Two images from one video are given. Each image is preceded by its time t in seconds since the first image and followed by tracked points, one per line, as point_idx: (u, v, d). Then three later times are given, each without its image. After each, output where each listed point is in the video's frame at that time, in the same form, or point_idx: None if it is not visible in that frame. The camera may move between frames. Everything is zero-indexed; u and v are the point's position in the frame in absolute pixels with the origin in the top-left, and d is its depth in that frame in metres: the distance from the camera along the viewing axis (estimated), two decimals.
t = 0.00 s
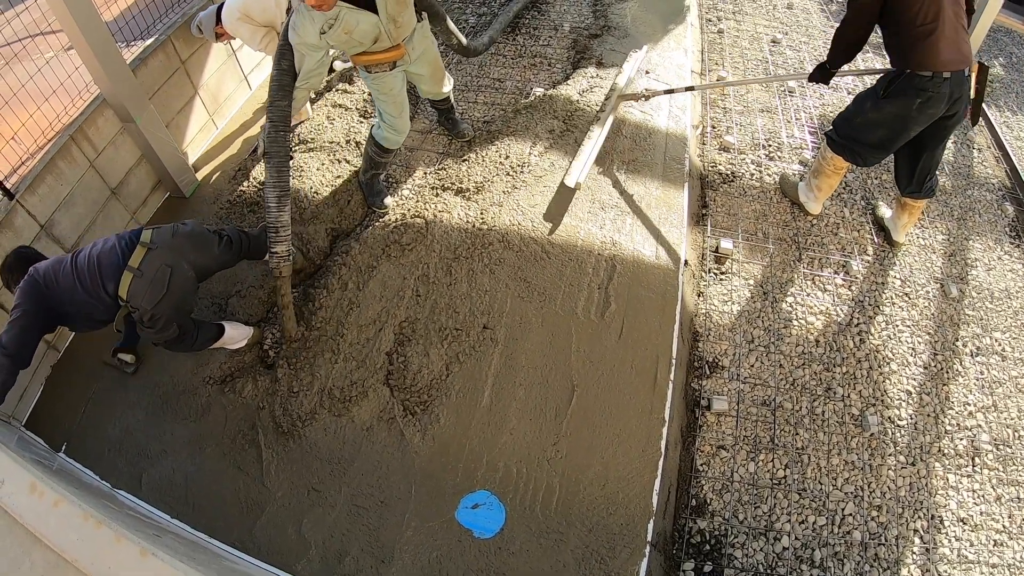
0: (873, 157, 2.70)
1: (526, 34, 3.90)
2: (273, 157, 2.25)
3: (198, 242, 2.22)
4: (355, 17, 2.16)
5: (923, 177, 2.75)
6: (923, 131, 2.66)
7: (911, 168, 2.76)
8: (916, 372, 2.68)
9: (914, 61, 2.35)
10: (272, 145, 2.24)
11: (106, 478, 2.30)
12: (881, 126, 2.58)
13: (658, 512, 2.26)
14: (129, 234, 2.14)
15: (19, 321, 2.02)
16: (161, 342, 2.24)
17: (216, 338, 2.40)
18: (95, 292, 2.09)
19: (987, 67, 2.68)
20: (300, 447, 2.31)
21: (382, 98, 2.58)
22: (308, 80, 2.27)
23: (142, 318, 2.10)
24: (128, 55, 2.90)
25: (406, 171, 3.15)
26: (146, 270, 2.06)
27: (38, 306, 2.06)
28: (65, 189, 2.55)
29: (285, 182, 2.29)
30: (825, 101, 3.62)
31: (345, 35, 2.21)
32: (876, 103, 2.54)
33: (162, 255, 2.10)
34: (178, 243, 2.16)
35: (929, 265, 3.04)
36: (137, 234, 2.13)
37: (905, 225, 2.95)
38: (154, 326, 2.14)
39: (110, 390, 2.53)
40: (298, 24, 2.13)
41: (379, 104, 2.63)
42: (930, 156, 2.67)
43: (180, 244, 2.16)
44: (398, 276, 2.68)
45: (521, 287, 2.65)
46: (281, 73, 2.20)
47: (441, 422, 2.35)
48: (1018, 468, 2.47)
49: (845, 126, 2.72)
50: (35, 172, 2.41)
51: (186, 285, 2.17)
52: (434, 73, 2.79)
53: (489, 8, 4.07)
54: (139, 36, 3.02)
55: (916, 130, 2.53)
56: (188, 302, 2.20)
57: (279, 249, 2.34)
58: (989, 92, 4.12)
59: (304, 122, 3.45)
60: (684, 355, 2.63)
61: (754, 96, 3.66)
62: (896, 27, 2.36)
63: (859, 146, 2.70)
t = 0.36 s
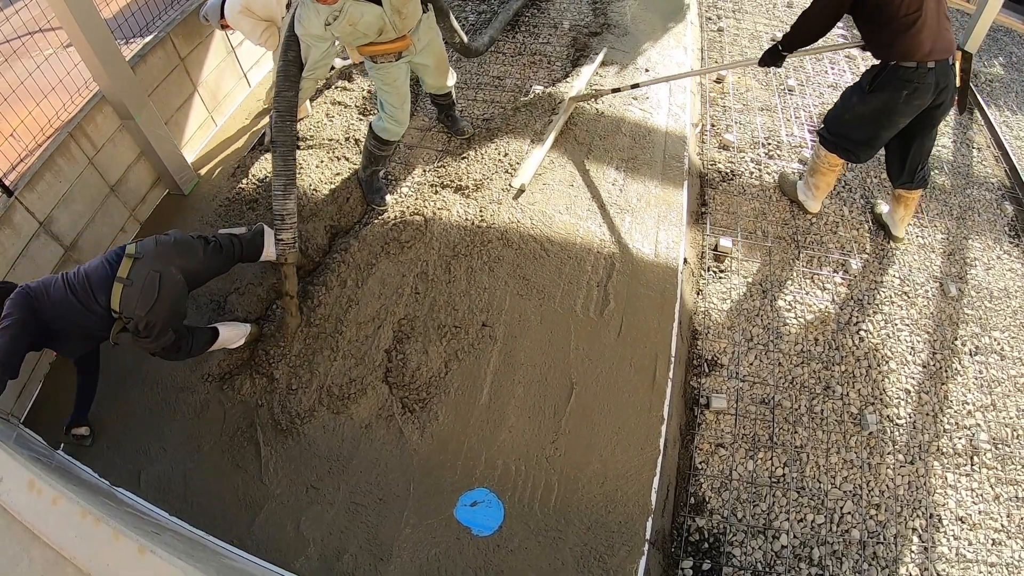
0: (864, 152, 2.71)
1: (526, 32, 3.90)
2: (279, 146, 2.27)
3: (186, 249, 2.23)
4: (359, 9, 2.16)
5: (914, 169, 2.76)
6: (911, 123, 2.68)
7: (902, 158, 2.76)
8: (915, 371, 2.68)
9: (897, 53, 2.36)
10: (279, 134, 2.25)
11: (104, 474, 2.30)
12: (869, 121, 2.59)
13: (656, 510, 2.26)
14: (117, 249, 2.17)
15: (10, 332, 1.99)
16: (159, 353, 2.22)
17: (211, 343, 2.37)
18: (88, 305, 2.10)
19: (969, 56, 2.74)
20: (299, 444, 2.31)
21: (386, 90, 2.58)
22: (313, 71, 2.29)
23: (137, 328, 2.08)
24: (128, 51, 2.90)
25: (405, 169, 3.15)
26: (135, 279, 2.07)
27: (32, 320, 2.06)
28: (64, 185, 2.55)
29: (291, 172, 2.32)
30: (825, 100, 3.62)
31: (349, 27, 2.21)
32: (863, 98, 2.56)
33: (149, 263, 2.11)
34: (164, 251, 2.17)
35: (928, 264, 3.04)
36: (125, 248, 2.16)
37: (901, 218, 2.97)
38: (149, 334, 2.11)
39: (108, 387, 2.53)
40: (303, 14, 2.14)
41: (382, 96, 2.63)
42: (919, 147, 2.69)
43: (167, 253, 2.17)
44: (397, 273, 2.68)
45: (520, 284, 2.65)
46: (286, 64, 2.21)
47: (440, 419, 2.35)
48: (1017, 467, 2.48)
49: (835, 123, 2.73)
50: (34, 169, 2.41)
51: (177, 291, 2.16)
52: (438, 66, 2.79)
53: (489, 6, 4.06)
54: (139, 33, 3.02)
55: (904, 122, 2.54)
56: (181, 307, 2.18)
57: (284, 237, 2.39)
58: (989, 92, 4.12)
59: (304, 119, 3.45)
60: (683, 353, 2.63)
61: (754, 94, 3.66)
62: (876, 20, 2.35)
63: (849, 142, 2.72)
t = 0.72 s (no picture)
0: (858, 147, 2.71)
1: (526, 31, 3.89)
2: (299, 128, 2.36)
3: (193, 244, 2.22)
4: None
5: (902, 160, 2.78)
6: (899, 114, 2.69)
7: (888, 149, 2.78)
8: (914, 371, 2.68)
9: (884, 42, 2.37)
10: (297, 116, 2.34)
11: (103, 473, 2.29)
12: (859, 113, 2.60)
13: (655, 510, 2.26)
14: (123, 237, 2.14)
15: (14, 322, 1.97)
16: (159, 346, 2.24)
17: (212, 338, 2.39)
18: (91, 296, 2.08)
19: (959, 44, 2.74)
20: (298, 443, 2.31)
21: (379, 75, 2.57)
22: (326, 50, 2.32)
23: (140, 321, 2.10)
24: (127, 49, 2.89)
25: (404, 167, 3.14)
26: (142, 273, 2.07)
27: (33, 309, 2.03)
28: (63, 183, 2.54)
29: (314, 151, 2.44)
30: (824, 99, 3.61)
31: (356, 11, 2.24)
32: (852, 90, 2.57)
33: (157, 257, 2.10)
34: (172, 244, 2.16)
35: (928, 264, 3.04)
36: (131, 237, 2.14)
37: (898, 206, 2.98)
38: (152, 328, 2.14)
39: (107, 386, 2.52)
40: None
41: (376, 82, 2.62)
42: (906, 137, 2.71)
43: (175, 246, 2.16)
44: (396, 272, 2.68)
45: (520, 283, 2.65)
46: (299, 46, 2.26)
47: (439, 418, 2.34)
48: (1015, 467, 2.48)
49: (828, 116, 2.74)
50: (33, 167, 2.41)
51: (183, 287, 2.17)
52: (440, 61, 2.79)
53: (488, 5, 4.06)
54: (138, 30, 3.01)
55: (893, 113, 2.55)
56: (185, 304, 2.20)
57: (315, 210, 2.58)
58: (989, 91, 4.12)
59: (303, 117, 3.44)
60: (682, 352, 2.63)
61: (753, 93, 3.65)
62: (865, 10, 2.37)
63: (841, 135, 2.72)
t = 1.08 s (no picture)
0: (849, 144, 2.72)
1: (525, 30, 3.89)
2: (273, 145, 2.39)
3: (197, 241, 2.22)
4: (353, 8, 2.19)
5: (892, 154, 2.81)
6: (888, 109, 2.71)
7: (881, 143, 2.81)
8: (912, 370, 2.68)
9: (872, 37, 2.37)
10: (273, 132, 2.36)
11: (101, 473, 2.29)
12: (847, 109, 2.61)
13: (654, 509, 2.26)
14: (128, 229, 2.13)
15: (19, 314, 1.99)
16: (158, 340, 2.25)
17: (211, 334, 2.39)
18: (95, 288, 2.08)
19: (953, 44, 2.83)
20: (296, 442, 2.30)
21: (371, 90, 2.58)
22: (305, 67, 2.36)
23: (139, 316, 2.11)
24: (125, 49, 2.89)
25: (403, 166, 3.14)
26: (145, 268, 2.07)
27: (36, 298, 2.03)
28: (61, 183, 2.54)
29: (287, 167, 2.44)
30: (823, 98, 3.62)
31: (342, 26, 2.23)
32: (841, 85, 2.59)
33: (162, 254, 2.11)
34: (178, 240, 2.16)
35: (927, 263, 3.04)
36: (137, 230, 2.13)
37: (895, 200, 2.98)
38: (152, 323, 2.15)
39: (106, 385, 2.52)
40: (296, 10, 2.20)
41: (370, 96, 2.62)
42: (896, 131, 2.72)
43: (180, 243, 2.16)
44: (395, 272, 2.68)
45: (519, 282, 2.64)
46: (279, 60, 2.29)
47: (438, 418, 2.34)
48: (1014, 466, 2.48)
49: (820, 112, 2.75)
50: (31, 166, 2.40)
51: (184, 285, 2.18)
52: (431, 67, 2.80)
53: (487, 4, 4.05)
54: (136, 30, 3.00)
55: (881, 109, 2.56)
56: (186, 301, 2.21)
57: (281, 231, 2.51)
58: (988, 90, 4.12)
59: (301, 116, 3.44)
60: (681, 351, 2.63)
61: (752, 92, 3.65)
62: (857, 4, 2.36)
63: (831, 131, 2.73)
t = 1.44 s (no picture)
0: (846, 142, 2.71)
1: (524, 30, 3.89)
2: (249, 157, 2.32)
3: (192, 246, 2.21)
4: (342, 23, 2.19)
5: (873, 154, 2.79)
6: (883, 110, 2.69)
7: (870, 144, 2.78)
8: (912, 370, 2.68)
9: (873, 35, 2.38)
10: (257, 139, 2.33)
11: (101, 474, 2.29)
12: (844, 106, 2.61)
13: (654, 509, 2.26)
14: (124, 238, 2.16)
15: (15, 318, 1.99)
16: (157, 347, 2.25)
17: (209, 337, 2.37)
18: (92, 296, 2.11)
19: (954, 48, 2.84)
20: (296, 444, 2.30)
21: (371, 102, 2.60)
22: (289, 82, 2.35)
23: (135, 323, 2.11)
24: (124, 50, 2.88)
25: (402, 167, 3.14)
26: (140, 275, 2.08)
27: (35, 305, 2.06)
28: (60, 184, 2.54)
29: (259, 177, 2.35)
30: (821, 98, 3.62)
31: (331, 41, 2.23)
32: (840, 82, 2.59)
33: (155, 260, 2.11)
34: (172, 247, 2.16)
35: (926, 263, 3.04)
36: (132, 238, 2.15)
37: (874, 199, 2.99)
38: (147, 330, 2.14)
39: (105, 387, 2.52)
40: (282, 27, 2.19)
41: (370, 108, 2.64)
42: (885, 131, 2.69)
43: (174, 249, 2.16)
44: (394, 272, 2.68)
45: (518, 283, 2.64)
46: (263, 71, 2.27)
47: (438, 419, 2.34)
48: (1014, 466, 2.48)
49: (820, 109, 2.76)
50: (29, 168, 2.40)
51: (180, 291, 2.16)
52: (426, 73, 2.79)
53: (486, 5, 4.05)
54: (134, 31, 3.00)
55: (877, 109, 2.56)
56: (181, 307, 2.19)
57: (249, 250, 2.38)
58: (987, 90, 4.12)
59: (300, 117, 3.44)
60: (680, 352, 2.63)
61: (751, 92, 3.65)
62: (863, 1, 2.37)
63: (828, 128, 2.74)
